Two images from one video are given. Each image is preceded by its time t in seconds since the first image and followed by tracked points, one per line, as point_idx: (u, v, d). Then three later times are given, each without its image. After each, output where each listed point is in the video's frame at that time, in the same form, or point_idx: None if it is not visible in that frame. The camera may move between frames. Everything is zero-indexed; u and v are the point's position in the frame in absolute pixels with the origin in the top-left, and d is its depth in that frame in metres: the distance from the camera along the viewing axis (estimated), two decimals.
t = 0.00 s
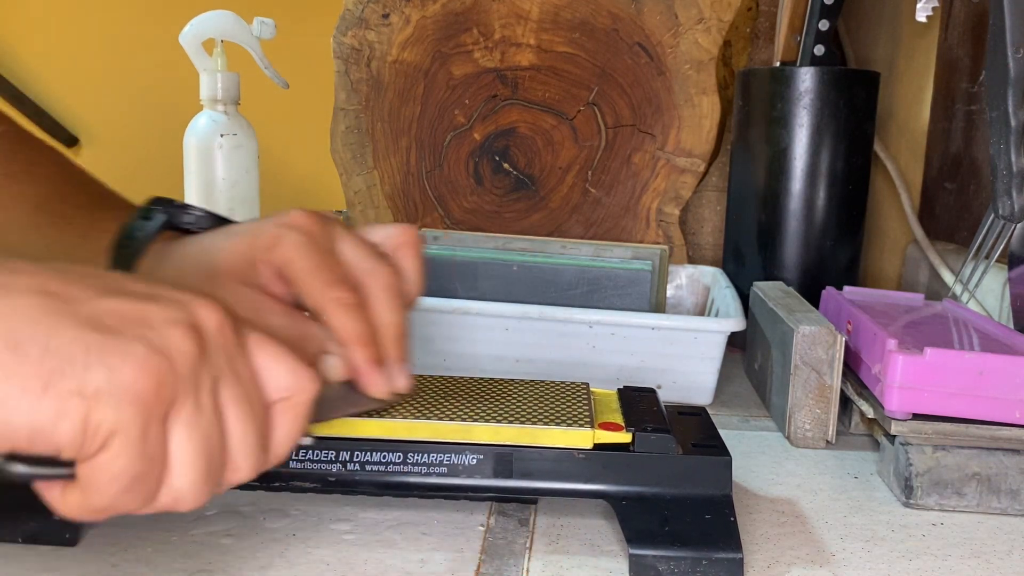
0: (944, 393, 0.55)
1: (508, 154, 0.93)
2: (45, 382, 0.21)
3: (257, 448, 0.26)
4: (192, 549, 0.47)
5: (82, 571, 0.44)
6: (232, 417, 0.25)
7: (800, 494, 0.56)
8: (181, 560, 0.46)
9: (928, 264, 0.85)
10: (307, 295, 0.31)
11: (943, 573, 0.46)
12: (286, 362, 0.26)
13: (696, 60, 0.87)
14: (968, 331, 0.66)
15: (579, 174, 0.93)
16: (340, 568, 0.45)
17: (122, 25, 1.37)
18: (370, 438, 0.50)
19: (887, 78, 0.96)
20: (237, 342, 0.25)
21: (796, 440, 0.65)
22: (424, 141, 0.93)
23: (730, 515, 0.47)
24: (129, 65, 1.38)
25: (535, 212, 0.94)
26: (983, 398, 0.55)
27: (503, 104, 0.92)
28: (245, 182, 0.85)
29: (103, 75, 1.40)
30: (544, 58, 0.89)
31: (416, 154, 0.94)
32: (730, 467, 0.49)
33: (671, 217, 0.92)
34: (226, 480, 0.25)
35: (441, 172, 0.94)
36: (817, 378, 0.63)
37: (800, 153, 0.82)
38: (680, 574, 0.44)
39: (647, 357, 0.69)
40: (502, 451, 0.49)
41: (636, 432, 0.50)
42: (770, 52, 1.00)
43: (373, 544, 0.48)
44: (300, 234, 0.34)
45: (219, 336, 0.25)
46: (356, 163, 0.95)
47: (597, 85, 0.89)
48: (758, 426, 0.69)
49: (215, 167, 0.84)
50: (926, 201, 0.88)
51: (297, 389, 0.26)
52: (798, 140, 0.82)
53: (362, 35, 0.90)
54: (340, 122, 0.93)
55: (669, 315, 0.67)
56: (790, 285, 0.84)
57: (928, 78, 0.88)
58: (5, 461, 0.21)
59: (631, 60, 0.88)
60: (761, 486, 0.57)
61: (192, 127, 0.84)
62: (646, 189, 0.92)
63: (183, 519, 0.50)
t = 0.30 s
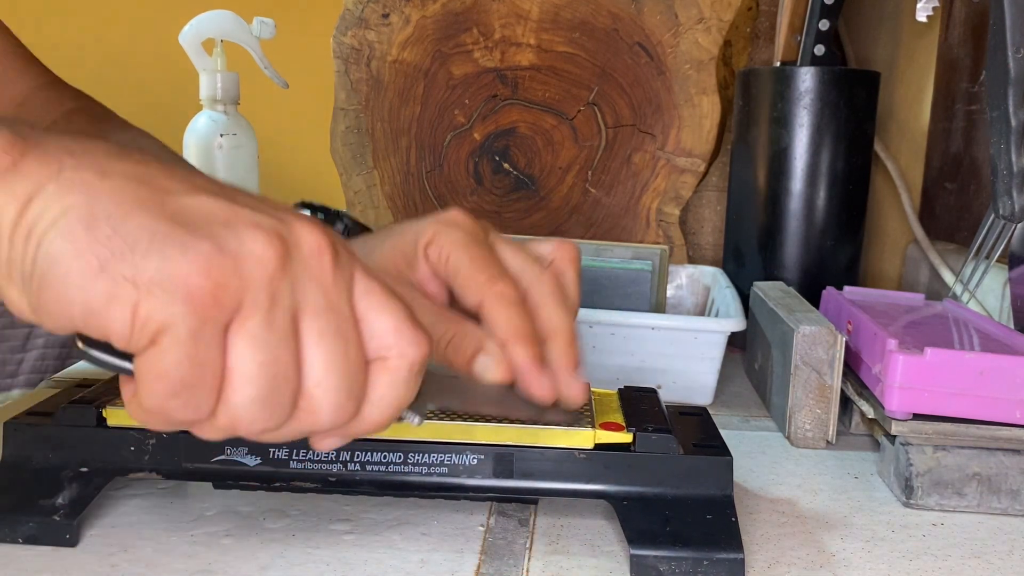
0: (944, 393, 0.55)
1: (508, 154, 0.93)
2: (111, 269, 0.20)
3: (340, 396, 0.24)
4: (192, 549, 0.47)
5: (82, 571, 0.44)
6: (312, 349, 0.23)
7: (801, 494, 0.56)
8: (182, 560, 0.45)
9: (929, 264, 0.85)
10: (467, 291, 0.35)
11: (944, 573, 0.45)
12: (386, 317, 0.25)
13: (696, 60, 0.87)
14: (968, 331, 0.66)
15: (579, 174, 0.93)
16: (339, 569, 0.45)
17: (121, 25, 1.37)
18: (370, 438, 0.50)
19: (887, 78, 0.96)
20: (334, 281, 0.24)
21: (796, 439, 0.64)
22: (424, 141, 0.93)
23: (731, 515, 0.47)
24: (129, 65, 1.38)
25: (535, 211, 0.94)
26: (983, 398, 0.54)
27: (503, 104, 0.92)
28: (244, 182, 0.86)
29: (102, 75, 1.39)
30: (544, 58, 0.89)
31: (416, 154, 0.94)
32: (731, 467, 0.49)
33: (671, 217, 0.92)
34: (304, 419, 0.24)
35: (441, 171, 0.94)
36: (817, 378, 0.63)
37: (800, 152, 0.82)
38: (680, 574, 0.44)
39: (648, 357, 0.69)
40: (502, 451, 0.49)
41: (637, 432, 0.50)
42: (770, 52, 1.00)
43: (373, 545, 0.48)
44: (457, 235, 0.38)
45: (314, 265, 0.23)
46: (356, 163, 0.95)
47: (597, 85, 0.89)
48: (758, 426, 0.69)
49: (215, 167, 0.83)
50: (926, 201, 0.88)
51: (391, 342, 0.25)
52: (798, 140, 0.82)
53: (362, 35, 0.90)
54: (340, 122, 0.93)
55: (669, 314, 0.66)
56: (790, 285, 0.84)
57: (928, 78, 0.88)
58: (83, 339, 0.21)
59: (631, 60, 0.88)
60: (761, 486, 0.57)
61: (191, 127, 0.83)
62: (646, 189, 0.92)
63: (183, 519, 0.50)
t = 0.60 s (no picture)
0: (944, 392, 0.55)
1: (508, 154, 0.94)
2: None
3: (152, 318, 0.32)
4: (192, 549, 0.47)
5: (81, 571, 0.44)
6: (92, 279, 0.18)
7: (801, 494, 0.56)
8: (182, 561, 0.45)
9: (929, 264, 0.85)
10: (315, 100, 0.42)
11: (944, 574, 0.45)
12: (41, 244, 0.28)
13: (697, 60, 0.86)
14: (969, 331, 0.65)
15: (579, 174, 0.93)
16: (339, 569, 0.45)
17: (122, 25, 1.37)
18: (371, 438, 0.50)
19: (887, 78, 0.96)
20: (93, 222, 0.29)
21: (797, 439, 0.64)
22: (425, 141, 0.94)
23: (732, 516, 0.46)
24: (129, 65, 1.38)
25: (536, 211, 0.95)
26: (983, 398, 0.54)
27: (503, 104, 0.92)
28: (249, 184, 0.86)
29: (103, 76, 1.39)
30: (544, 58, 0.89)
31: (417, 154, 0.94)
32: (732, 468, 0.49)
33: (671, 217, 0.92)
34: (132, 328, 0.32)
35: (441, 171, 0.95)
36: (818, 378, 0.63)
37: (800, 152, 0.82)
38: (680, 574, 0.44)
39: (648, 357, 0.69)
40: (502, 451, 0.49)
41: (637, 432, 0.50)
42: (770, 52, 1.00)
43: (372, 544, 0.48)
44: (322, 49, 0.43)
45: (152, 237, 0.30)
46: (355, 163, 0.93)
47: (597, 85, 0.90)
48: (759, 427, 0.69)
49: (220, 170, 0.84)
50: (926, 201, 0.88)
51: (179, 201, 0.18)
52: (798, 140, 0.82)
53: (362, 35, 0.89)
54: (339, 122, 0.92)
55: (670, 315, 0.66)
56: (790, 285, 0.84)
57: (928, 78, 0.88)
58: None
59: (632, 60, 0.88)
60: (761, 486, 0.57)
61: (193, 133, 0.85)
62: (646, 189, 0.92)
63: (183, 519, 0.50)
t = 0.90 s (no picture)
0: (943, 392, 0.55)
1: (508, 154, 0.94)
2: None
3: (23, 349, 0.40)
4: (192, 548, 0.47)
5: (82, 571, 0.44)
6: None
7: (801, 494, 0.56)
8: (182, 560, 0.45)
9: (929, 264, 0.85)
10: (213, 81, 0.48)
11: (943, 573, 0.45)
12: None
13: (696, 60, 0.86)
14: (968, 331, 0.66)
15: (579, 174, 0.93)
16: (339, 568, 0.45)
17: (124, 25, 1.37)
18: (371, 438, 0.50)
19: (887, 78, 0.96)
20: None
21: (796, 439, 0.65)
22: (424, 141, 0.94)
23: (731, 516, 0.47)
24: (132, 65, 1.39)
25: (535, 211, 0.95)
26: (982, 398, 0.55)
27: (503, 104, 0.92)
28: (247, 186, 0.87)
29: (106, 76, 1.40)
30: (545, 58, 0.90)
31: (417, 154, 0.94)
32: (731, 468, 0.49)
33: (671, 217, 0.92)
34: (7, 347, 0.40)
35: (441, 171, 0.95)
36: (817, 377, 0.63)
37: (800, 152, 0.82)
38: (680, 574, 0.44)
39: (647, 357, 0.69)
40: (502, 451, 0.49)
41: (637, 432, 0.50)
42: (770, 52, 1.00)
43: (373, 544, 0.48)
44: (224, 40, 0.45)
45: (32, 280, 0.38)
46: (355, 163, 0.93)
47: (597, 86, 0.90)
48: (759, 426, 0.69)
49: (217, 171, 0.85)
50: (926, 201, 0.88)
51: None
52: (797, 140, 0.82)
53: (362, 35, 0.90)
54: (339, 122, 0.92)
55: (670, 315, 0.66)
56: (790, 285, 0.84)
57: (927, 78, 0.88)
58: None
59: (632, 60, 0.88)
60: (761, 486, 0.57)
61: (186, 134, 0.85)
62: (646, 189, 0.92)
63: (184, 519, 0.51)
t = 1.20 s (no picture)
0: (943, 393, 0.55)
1: (508, 154, 0.94)
2: None
3: None
4: (192, 549, 0.47)
5: (82, 571, 0.44)
6: None
7: (801, 494, 0.56)
8: (182, 561, 0.45)
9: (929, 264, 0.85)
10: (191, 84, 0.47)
11: (944, 574, 0.45)
12: None
13: (696, 60, 0.86)
14: (968, 331, 0.66)
15: (579, 174, 0.93)
16: (339, 568, 0.45)
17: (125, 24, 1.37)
18: (371, 438, 0.50)
19: (887, 78, 0.96)
20: None
21: (796, 439, 0.65)
22: (424, 141, 0.94)
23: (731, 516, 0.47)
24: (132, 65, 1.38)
25: (535, 211, 0.95)
26: (982, 398, 0.55)
27: (503, 104, 0.92)
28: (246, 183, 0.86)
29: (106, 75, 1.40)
30: (545, 58, 0.90)
31: (416, 154, 0.95)
32: (731, 468, 0.49)
33: (671, 217, 0.92)
34: None
35: (441, 171, 0.95)
36: (817, 377, 0.63)
37: (800, 152, 0.82)
38: (680, 574, 0.44)
39: (647, 357, 0.69)
40: (502, 451, 0.49)
41: (637, 432, 0.50)
42: (770, 52, 1.00)
43: (373, 544, 0.48)
44: (189, 93, 0.44)
45: None
46: (356, 163, 0.93)
47: (597, 86, 0.90)
48: (759, 426, 0.69)
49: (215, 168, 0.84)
50: (926, 201, 0.88)
51: None
52: (797, 140, 0.82)
53: (362, 35, 0.89)
54: (339, 122, 0.92)
55: (670, 314, 0.66)
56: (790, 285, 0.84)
57: (927, 78, 0.88)
58: None
59: (631, 60, 0.88)
60: (761, 486, 0.57)
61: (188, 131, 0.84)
62: (646, 189, 0.92)
63: (184, 519, 0.51)
